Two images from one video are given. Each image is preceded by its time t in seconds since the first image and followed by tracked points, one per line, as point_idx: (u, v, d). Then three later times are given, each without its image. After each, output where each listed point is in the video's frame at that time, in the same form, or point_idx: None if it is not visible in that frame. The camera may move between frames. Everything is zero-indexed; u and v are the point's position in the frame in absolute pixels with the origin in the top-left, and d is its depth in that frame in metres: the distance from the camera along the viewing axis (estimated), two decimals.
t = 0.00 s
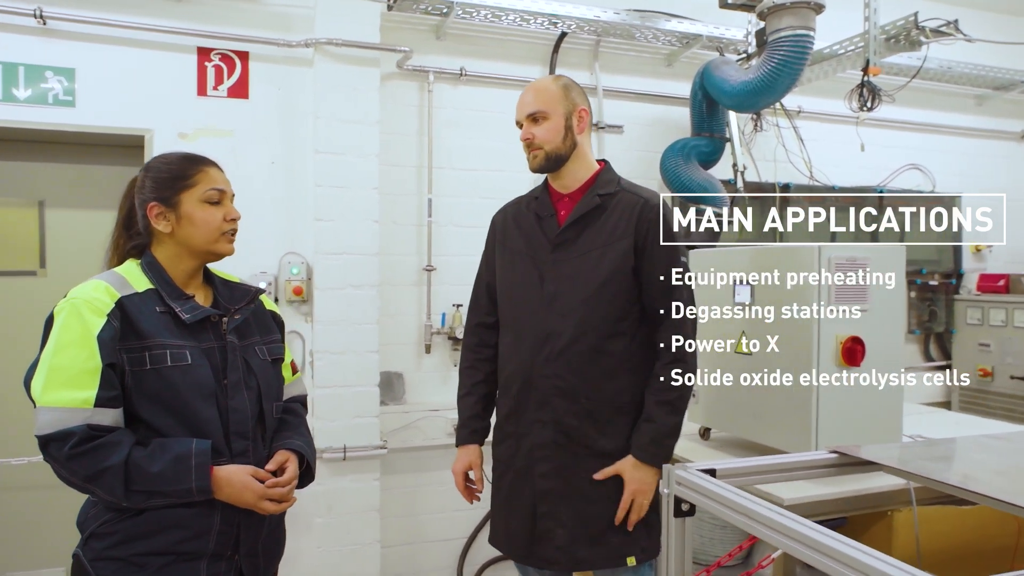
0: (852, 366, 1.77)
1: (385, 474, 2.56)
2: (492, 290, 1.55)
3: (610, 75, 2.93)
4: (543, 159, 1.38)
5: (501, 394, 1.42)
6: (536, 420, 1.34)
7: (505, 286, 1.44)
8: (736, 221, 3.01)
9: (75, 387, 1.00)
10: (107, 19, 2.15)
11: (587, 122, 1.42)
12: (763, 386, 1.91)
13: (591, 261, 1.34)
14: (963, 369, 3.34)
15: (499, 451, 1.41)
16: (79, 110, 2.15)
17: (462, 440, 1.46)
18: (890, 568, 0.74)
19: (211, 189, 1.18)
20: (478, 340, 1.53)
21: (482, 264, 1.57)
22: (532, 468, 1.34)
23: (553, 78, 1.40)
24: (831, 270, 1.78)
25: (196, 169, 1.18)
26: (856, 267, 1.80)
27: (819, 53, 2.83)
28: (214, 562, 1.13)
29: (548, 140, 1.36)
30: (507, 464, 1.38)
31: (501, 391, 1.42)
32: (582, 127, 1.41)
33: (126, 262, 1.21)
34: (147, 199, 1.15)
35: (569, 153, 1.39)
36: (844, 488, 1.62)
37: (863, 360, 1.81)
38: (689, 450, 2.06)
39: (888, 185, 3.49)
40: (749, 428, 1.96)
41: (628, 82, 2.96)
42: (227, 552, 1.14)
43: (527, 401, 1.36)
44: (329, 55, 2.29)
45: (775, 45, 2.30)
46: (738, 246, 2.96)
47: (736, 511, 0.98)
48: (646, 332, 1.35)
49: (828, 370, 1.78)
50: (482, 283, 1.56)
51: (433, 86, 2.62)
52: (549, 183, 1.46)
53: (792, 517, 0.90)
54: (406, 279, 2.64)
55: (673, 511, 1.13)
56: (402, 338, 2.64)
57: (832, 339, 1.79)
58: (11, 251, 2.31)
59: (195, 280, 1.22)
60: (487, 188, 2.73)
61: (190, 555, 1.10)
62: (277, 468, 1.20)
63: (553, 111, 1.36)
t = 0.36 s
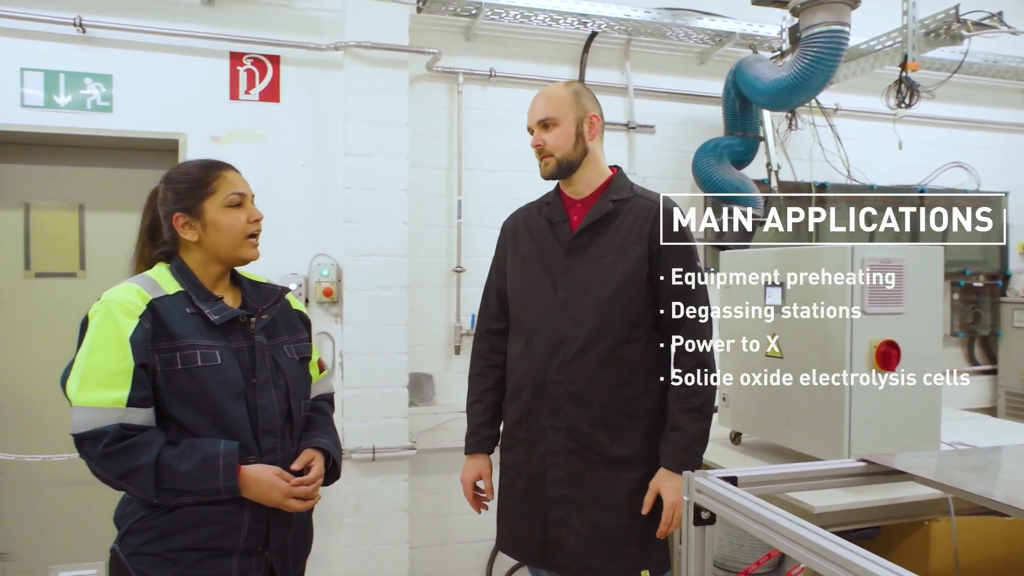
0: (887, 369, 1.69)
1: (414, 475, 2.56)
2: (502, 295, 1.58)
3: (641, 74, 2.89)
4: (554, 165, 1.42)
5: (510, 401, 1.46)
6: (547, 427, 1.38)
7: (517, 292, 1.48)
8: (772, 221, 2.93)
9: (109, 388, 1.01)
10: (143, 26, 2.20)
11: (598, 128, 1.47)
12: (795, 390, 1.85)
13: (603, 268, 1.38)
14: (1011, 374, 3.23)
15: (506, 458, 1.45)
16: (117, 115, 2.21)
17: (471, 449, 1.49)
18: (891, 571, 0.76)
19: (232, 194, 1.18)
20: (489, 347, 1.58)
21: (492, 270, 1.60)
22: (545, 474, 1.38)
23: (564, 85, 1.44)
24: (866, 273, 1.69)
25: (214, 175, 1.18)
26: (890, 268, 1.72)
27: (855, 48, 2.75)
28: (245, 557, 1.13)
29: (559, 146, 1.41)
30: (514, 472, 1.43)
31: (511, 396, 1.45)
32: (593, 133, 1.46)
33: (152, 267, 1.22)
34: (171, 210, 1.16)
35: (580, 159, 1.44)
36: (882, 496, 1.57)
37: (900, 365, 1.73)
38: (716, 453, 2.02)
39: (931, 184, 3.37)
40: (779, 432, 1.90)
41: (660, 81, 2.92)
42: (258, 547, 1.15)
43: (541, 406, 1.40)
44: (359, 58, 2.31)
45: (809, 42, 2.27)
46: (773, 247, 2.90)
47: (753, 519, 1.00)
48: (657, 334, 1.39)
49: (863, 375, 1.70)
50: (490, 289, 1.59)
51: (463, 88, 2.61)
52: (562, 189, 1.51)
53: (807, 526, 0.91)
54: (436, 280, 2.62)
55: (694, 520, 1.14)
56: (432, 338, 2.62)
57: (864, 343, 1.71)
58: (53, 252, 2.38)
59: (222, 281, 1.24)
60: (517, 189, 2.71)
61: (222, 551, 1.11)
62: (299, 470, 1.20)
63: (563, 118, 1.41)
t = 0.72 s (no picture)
0: (916, 373, 1.65)
1: (438, 476, 2.56)
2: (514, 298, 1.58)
3: (667, 73, 2.85)
4: (557, 167, 1.41)
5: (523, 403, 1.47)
6: (560, 431, 1.39)
7: (529, 295, 1.47)
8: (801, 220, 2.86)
9: (143, 389, 1.02)
10: (172, 31, 2.23)
11: (603, 128, 1.44)
12: (819, 393, 1.80)
13: (614, 269, 1.37)
14: None
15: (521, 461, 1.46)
16: (147, 119, 2.25)
17: (484, 451, 1.50)
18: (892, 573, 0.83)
19: (261, 202, 1.19)
20: (503, 351, 1.57)
21: (504, 273, 1.60)
22: (555, 478, 1.38)
23: (569, 85, 1.43)
24: (895, 275, 1.64)
25: (246, 186, 1.19)
26: (919, 270, 1.67)
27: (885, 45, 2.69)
28: (274, 552, 1.14)
29: (562, 149, 1.39)
30: (528, 474, 1.44)
31: (524, 400, 1.47)
32: (598, 134, 1.43)
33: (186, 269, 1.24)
34: (202, 217, 1.17)
35: (585, 160, 1.42)
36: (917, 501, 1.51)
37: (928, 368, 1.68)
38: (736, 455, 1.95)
39: (967, 183, 3.28)
40: (801, 433, 1.86)
41: (687, 80, 2.88)
42: (287, 543, 1.15)
43: (551, 409, 1.40)
44: (384, 59, 2.32)
45: (836, 39, 2.22)
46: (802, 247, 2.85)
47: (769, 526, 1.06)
48: (670, 334, 1.38)
49: (892, 379, 1.65)
50: (503, 292, 1.59)
51: (487, 89, 2.59)
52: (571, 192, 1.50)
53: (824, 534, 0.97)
54: (460, 281, 2.60)
55: (712, 524, 1.24)
56: (456, 339, 2.60)
57: (892, 347, 1.65)
58: (85, 253, 2.43)
59: (252, 284, 1.25)
60: (542, 190, 2.68)
61: (251, 545, 1.11)
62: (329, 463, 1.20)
63: (566, 120, 1.39)
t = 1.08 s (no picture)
0: (938, 375, 1.61)
1: (455, 476, 2.55)
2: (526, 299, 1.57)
3: (686, 71, 2.82)
4: (565, 167, 1.40)
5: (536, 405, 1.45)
6: (571, 432, 1.37)
7: (539, 295, 1.47)
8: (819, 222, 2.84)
9: (161, 387, 1.02)
10: (192, 34, 2.26)
11: (612, 126, 1.43)
12: (838, 395, 1.77)
13: (622, 268, 1.36)
14: None
15: (534, 463, 1.45)
16: (167, 121, 2.27)
17: (503, 453, 1.50)
18: None
19: (277, 203, 1.19)
20: (517, 352, 1.56)
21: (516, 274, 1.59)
22: (570, 480, 1.37)
23: (576, 84, 1.42)
24: (915, 275, 1.60)
25: (261, 186, 1.19)
26: (942, 270, 1.63)
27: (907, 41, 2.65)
28: (288, 552, 1.14)
29: (570, 148, 1.38)
30: (542, 476, 1.42)
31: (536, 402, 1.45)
32: (606, 132, 1.42)
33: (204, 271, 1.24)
34: (222, 219, 1.18)
35: (593, 159, 1.41)
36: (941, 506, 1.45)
37: (950, 371, 1.64)
38: (753, 456, 1.93)
39: (993, 181, 3.21)
40: (820, 436, 1.82)
41: (706, 79, 2.85)
42: (301, 543, 1.15)
43: (564, 410, 1.39)
44: (400, 60, 2.32)
45: (857, 36, 2.18)
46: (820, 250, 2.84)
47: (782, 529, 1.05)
48: (682, 332, 1.36)
49: (914, 382, 1.61)
50: (516, 294, 1.58)
51: (504, 89, 2.58)
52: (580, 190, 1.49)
53: (837, 539, 0.96)
54: (477, 282, 2.59)
55: (724, 528, 1.23)
56: (473, 339, 2.59)
57: (914, 348, 1.61)
58: (108, 253, 2.46)
59: (270, 284, 1.25)
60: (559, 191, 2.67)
61: (265, 545, 1.12)
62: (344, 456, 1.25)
63: (573, 119, 1.38)
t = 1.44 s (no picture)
0: (953, 376, 1.58)
1: (466, 476, 2.55)
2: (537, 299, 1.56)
3: (698, 70, 2.80)
4: (581, 163, 1.39)
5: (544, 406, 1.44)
6: (581, 433, 1.36)
7: (548, 294, 1.46)
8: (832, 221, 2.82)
9: (152, 391, 1.03)
10: (205, 34, 2.27)
11: (626, 124, 1.43)
12: (851, 396, 1.75)
13: (632, 269, 1.35)
14: None
15: (544, 463, 1.44)
16: (179, 121, 2.28)
17: (512, 454, 1.50)
18: None
19: (272, 200, 1.18)
20: (526, 351, 1.55)
21: (526, 271, 1.58)
22: (580, 481, 1.36)
23: (592, 80, 1.40)
24: (930, 274, 1.58)
25: (257, 181, 1.18)
26: (958, 269, 1.61)
27: (923, 38, 2.61)
28: (290, 556, 1.14)
29: (586, 145, 1.37)
30: (551, 478, 1.41)
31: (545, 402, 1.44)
32: (621, 130, 1.41)
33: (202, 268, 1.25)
34: (215, 217, 1.18)
35: (609, 156, 1.40)
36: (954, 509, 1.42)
37: (966, 372, 1.61)
38: (765, 457, 1.91)
39: (1012, 179, 3.16)
40: (833, 438, 1.80)
41: (718, 77, 2.83)
42: (302, 546, 1.15)
43: (573, 411, 1.38)
44: (411, 59, 2.32)
45: (871, 33, 2.16)
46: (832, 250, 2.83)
47: (792, 531, 1.04)
48: (693, 332, 1.35)
49: (928, 383, 1.59)
50: (525, 292, 1.57)
51: (516, 88, 2.58)
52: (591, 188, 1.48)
53: (848, 542, 0.95)
54: (488, 281, 2.59)
55: (733, 528, 1.23)
56: (484, 338, 2.58)
57: (929, 348, 1.59)
58: (121, 253, 2.48)
59: (270, 282, 1.26)
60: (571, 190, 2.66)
61: (266, 548, 1.12)
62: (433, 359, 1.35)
63: (589, 115, 1.37)
